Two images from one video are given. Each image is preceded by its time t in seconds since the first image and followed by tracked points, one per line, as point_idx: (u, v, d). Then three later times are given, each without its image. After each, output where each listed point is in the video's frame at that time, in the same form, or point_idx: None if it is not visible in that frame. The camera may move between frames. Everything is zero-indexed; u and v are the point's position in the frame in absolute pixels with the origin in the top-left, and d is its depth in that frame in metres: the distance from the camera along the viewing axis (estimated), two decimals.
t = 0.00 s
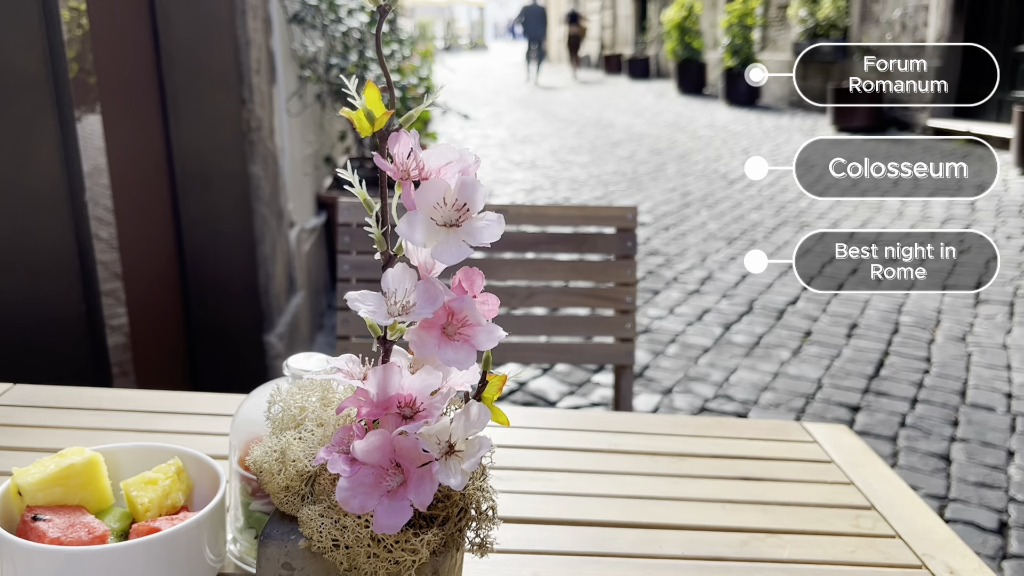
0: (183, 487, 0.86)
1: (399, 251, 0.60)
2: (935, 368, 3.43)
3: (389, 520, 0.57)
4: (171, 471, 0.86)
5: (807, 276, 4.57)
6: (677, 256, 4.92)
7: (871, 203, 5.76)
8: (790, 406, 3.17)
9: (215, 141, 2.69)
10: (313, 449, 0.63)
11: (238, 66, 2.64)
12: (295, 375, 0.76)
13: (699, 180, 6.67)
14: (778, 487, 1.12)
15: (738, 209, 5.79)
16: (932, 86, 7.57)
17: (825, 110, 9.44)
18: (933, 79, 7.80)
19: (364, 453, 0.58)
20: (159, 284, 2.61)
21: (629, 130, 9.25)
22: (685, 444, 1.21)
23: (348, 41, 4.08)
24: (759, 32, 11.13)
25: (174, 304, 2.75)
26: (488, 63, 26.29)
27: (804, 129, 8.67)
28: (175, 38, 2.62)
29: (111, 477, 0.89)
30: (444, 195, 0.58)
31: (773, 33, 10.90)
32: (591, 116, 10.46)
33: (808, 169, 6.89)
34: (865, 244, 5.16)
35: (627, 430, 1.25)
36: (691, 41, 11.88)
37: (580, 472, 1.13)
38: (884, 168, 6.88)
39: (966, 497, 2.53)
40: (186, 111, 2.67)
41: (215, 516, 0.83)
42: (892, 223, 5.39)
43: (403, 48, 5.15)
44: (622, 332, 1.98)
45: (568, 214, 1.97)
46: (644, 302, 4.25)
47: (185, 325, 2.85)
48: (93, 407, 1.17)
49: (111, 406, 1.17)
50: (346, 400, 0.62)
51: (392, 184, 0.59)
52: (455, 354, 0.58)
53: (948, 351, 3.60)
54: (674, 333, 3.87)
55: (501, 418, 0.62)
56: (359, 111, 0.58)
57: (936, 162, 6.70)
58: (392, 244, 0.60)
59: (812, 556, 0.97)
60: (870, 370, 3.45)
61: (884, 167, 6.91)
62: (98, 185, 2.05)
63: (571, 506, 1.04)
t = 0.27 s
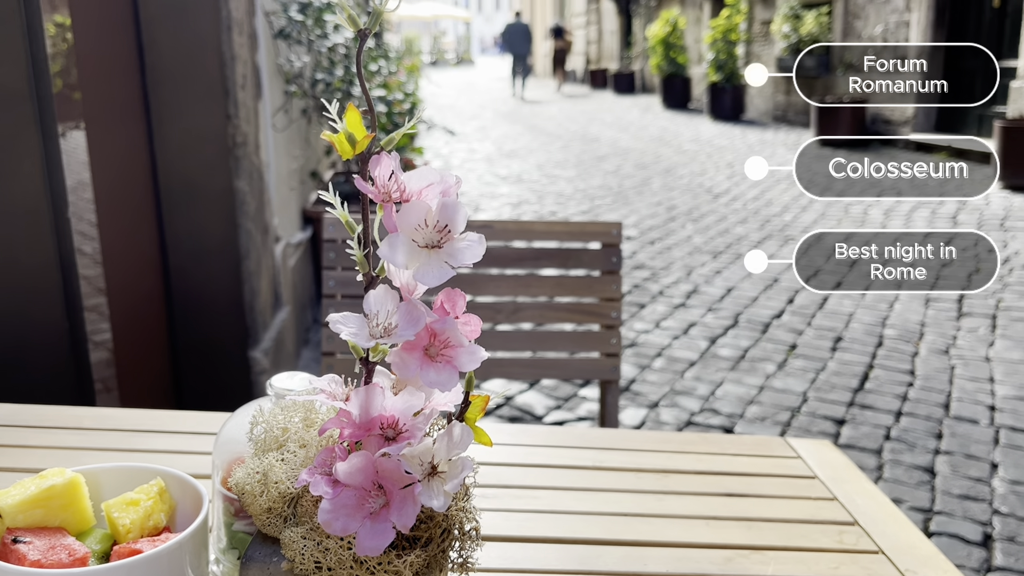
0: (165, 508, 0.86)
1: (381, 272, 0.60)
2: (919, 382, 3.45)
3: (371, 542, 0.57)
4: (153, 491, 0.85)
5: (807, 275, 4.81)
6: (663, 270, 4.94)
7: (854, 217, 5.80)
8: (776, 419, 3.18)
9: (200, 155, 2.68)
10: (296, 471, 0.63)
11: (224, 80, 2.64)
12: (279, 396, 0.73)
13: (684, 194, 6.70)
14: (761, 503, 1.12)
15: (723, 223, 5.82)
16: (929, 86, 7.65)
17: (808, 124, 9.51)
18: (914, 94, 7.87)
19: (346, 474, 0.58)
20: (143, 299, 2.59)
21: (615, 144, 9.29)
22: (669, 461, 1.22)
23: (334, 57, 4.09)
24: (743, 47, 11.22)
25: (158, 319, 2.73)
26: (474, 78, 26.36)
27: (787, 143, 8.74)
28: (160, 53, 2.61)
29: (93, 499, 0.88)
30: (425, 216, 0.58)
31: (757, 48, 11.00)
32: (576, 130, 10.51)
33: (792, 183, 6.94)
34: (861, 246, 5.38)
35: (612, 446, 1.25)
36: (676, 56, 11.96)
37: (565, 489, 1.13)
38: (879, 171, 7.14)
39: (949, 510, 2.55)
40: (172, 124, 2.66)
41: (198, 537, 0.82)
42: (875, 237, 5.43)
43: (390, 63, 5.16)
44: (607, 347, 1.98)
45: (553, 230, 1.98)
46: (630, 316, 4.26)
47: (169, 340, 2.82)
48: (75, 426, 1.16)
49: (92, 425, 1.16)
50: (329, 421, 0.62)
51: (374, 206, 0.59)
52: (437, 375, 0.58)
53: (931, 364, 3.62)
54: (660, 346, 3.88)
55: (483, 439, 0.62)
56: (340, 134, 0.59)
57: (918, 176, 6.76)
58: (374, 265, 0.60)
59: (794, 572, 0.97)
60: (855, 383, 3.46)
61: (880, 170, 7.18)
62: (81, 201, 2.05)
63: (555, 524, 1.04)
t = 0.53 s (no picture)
0: (151, 529, 0.85)
1: (369, 294, 0.60)
2: (905, 395, 3.47)
3: (358, 564, 0.57)
4: (139, 513, 0.85)
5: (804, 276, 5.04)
6: (649, 284, 4.96)
7: (840, 231, 5.84)
8: (763, 433, 3.19)
9: (187, 169, 2.68)
10: (282, 493, 0.64)
11: (211, 94, 2.64)
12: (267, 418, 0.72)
13: (671, 208, 6.74)
14: (747, 519, 1.13)
15: (710, 237, 5.85)
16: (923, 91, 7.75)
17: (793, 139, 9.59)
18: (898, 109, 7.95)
19: (333, 496, 0.58)
20: (130, 314, 2.58)
21: (602, 159, 9.33)
22: (657, 477, 1.22)
23: (321, 72, 4.10)
24: (728, 62, 11.31)
25: (144, 335, 2.71)
26: (462, 92, 26.42)
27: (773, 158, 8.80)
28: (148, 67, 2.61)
29: (77, 520, 0.88)
30: (412, 238, 0.58)
31: (742, 64, 11.09)
32: (563, 145, 10.55)
33: (778, 197, 6.99)
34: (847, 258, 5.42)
35: (600, 464, 1.25)
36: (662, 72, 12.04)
37: (552, 507, 1.13)
38: (871, 176, 7.40)
39: (935, 523, 2.56)
40: (158, 139, 2.65)
41: (185, 558, 0.81)
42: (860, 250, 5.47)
43: (377, 78, 5.18)
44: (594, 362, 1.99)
45: (540, 246, 1.99)
46: (617, 330, 4.27)
47: (155, 355, 2.81)
48: (60, 446, 1.15)
49: (77, 445, 1.16)
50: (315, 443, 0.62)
51: (361, 227, 0.59)
52: (424, 397, 0.58)
53: (917, 377, 3.64)
54: (647, 360, 3.89)
55: (470, 460, 0.62)
56: (328, 157, 0.59)
57: (902, 190, 6.82)
58: (362, 286, 0.60)
59: None
60: (841, 397, 3.48)
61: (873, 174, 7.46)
62: (67, 215, 2.04)
63: (543, 542, 1.04)
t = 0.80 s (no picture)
0: (136, 551, 0.84)
1: (355, 316, 0.61)
2: (891, 408, 3.49)
3: None
4: (124, 534, 0.84)
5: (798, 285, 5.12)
6: (637, 298, 4.97)
7: (826, 245, 5.88)
8: (750, 447, 3.20)
9: (174, 185, 2.68)
10: (267, 516, 0.64)
11: (198, 109, 2.64)
12: (253, 437, 0.72)
13: (658, 221, 6.76)
14: (734, 537, 1.13)
15: (697, 251, 5.88)
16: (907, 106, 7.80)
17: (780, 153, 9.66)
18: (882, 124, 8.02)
19: (319, 518, 0.58)
20: (116, 329, 2.57)
21: (590, 173, 9.37)
22: (644, 494, 1.22)
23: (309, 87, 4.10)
24: (714, 77, 11.39)
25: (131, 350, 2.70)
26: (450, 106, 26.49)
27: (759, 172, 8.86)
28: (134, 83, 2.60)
29: (61, 542, 0.87)
30: (399, 261, 0.59)
31: (728, 78, 11.16)
32: (551, 159, 10.58)
33: (764, 211, 7.03)
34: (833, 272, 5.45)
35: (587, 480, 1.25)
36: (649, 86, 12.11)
37: (540, 525, 1.13)
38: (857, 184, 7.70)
39: (922, 536, 2.57)
40: (145, 155, 2.65)
41: None
42: (846, 264, 5.50)
43: (365, 93, 5.18)
44: (582, 378, 1.99)
45: (527, 262, 1.99)
46: (605, 343, 4.28)
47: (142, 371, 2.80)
48: (44, 466, 1.15)
49: (61, 465, 1.15)
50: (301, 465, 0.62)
51: (347, 251, 0.59)
52: (410, 419, 0.58)
53: (903, 390, 3.66)
54: (635, 374, 3.90)
55: (456, 482, 0.63)
56: (314, 181, 0.59)
57: (887, 204, 6.87)
58: (348, 309, 0.60)
59: None
60: (828, 410, 3.49)
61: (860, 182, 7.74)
62: (53, 230, 2.03)
63: (531, 560, 1.04)
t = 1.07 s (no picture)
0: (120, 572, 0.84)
1: (337, 338, 0.61)
2: (878, 421, 3.50)
3: None
4: (108, 555, 0.83)
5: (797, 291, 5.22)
6: (625, 311, 4.98)
7: (813, 258, 5.91)
8: (738, 460, 3.21)
9: (161, 201, 2.67)
10: (250, 538, 0.64)
11: (186, 125, 2.63)
12: (237, 457, 0.70)
13: (646, 235, 6.79)
14: (720, 553, 1.13)
15: (685, 264, 5.90)
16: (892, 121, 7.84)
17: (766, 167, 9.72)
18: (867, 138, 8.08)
19: (301, 540, 0.58)
20: (102, 345, 2.56)
21: (578, 186, 9.40)
22: (629, 511, 1.22)
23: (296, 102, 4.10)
24: (701, 91, 11.47)
25: (116, 367, 2.68)
26: (437, 120, 26.55)
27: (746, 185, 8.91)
28: (121, 98, 2.59)
29: (45, 563, 0.87)
30: (380, 283, 0.59)
31: (715, 93, 11.24)
32: (540, 173, 10.62)
33: (752, 224, 7.07)
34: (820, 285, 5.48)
35: (573, 497, 1.26)
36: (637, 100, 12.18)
37: (526, 543, 1.13)
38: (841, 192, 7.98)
39: (909, 549, 2.57)
40: (132, 170, 2.64)
41: None
42: (833, 277, 5.53)
43: (354, 107, 5.19)
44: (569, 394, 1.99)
45: (514, 278, 2.00)
46: (594, 357, 4.29)
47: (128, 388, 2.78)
48: (27, 485, 1.14)
49: (45, 484, 1.15)
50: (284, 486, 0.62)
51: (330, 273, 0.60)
52: (392, 442, 0.59)
53: (889, 403, 3.68)
54: (623, 388, 3.90)
55: (439, 504, 0.63)
56: (297, 205, 0.59)
57: (872, 217, 6.92)
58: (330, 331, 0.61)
59: None
60: (816, 423, 3.50)
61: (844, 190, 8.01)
62: (39, 245, 2.03)
63: None
